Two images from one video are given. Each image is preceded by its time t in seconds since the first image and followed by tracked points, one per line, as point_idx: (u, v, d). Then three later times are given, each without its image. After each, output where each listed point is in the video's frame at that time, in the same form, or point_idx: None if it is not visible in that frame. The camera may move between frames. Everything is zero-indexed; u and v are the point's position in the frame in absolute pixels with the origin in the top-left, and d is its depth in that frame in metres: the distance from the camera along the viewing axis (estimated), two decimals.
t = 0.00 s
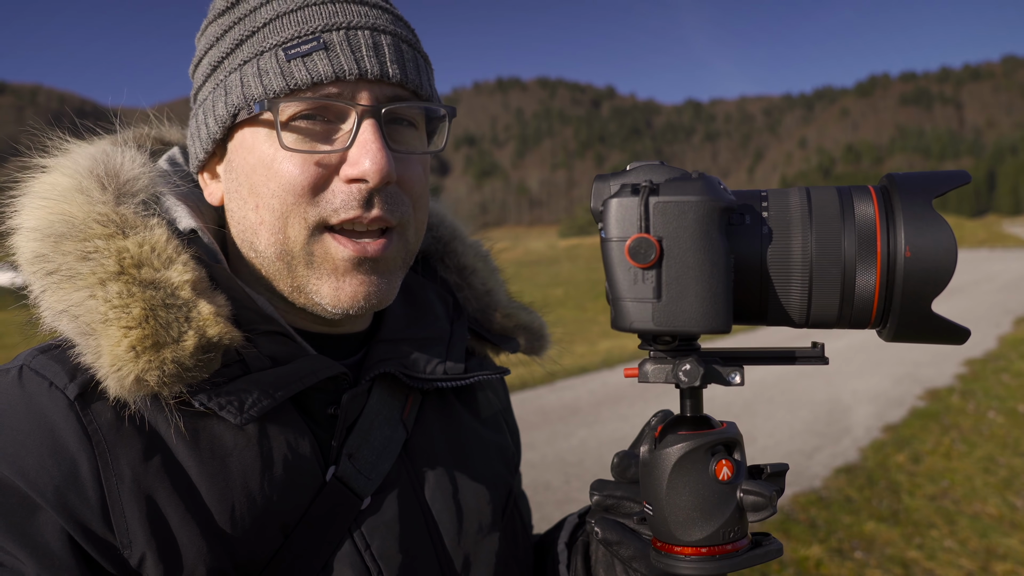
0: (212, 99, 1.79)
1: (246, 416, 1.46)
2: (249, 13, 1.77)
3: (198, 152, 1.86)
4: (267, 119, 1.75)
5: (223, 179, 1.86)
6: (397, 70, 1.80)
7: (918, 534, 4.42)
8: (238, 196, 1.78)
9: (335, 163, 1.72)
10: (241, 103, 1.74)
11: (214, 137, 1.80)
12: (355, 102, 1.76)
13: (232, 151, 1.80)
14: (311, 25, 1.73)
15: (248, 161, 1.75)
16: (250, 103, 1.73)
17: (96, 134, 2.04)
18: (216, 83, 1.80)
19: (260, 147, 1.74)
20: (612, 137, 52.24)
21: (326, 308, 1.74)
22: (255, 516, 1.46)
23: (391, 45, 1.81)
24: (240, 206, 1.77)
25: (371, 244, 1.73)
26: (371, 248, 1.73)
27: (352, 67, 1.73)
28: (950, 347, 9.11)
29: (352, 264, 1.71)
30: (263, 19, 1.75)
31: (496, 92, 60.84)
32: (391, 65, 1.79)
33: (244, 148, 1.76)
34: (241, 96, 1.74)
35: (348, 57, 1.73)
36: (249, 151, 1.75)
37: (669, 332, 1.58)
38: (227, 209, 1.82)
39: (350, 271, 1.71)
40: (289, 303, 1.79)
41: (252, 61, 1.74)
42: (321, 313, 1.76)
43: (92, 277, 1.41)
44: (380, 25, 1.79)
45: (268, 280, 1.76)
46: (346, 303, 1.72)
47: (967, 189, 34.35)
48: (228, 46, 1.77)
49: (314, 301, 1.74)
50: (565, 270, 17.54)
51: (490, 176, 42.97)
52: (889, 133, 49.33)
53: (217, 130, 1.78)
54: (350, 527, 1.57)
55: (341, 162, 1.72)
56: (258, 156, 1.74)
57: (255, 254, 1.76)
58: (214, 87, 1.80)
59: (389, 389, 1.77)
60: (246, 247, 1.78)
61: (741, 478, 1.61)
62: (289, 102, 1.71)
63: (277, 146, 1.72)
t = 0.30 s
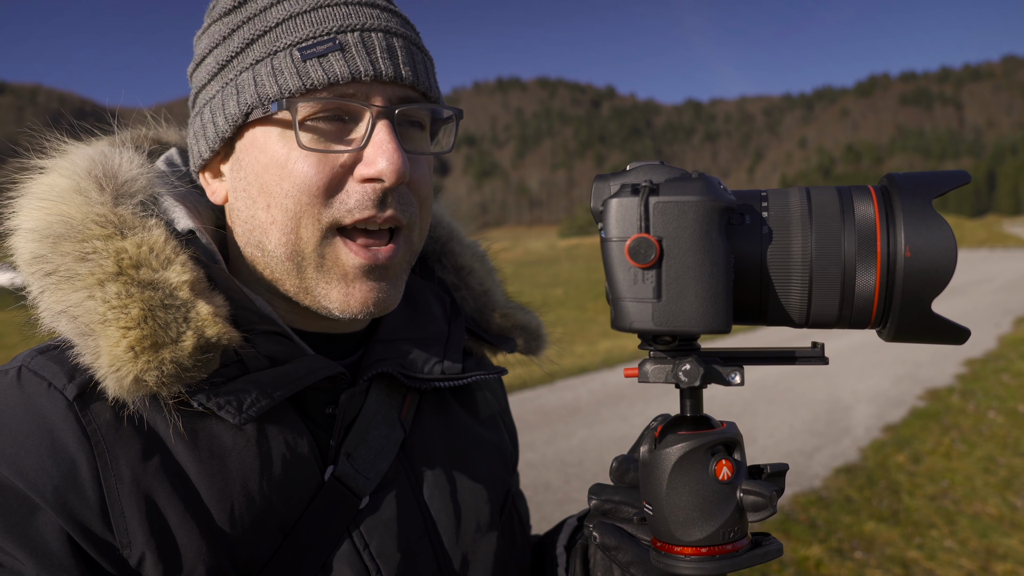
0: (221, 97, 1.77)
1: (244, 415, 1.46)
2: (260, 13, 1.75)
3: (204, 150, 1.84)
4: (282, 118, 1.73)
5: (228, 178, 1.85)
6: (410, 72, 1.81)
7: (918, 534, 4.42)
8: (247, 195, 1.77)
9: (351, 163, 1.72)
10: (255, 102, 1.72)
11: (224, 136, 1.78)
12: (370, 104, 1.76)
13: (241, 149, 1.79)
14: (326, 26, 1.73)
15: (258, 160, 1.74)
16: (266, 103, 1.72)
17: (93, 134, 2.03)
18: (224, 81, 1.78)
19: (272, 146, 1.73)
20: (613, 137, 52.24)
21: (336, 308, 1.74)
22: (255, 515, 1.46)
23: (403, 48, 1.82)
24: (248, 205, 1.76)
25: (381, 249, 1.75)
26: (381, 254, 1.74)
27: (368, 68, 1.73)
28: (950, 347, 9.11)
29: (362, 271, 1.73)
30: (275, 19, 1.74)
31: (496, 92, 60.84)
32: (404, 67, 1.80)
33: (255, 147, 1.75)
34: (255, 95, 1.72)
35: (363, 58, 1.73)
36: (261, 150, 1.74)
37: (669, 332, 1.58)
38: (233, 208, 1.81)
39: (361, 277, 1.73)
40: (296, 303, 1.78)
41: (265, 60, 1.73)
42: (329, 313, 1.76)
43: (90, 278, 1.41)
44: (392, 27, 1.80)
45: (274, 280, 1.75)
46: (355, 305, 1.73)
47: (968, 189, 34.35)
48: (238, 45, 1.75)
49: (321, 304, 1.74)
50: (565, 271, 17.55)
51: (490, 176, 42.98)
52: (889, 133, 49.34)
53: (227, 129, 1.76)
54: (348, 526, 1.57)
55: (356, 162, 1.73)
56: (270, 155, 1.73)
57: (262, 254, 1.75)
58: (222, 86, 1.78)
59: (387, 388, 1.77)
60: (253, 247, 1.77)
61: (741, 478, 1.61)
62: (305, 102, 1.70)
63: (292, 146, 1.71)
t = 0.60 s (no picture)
0: (224, 97, 1.75)
1: (240, 417, 1.46)
2: (263, 12, 1.73)
3: (204, 151, 1.81)
4: (292, 121, 1.73)
5: (229, 178, 1.84)
6: (416, 73, 1.84)
7: (918, 534, 4.42)
8: (253, 197, 1.76)
9: (361, 165, 1.73)
10: (265, 103, 1.71)
11: (228, 137, 1.76)
12: (379, 105, 1.78)
13: (246, 150, 1.78)
14: (335, 27, 1.73)
15: (266, 162, 1.74)
16: (276, 104, 1.70)
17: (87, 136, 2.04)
18: (226, 81, 1.75)
19: (281, 147, 1.72)
20: (613, 137, 52.24)
21: (343, 309, 1.75)
22: (252, 516, 1.46)
23: (409, 49, 1.84)
24: (254, 207, 1.76)
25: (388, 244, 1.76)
26: (389, 248, 1.75)
27: (378, 70, 1.75)
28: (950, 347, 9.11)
29: (372, 262, 1.73)
30: (280, 19, 1.73)
31: (496, 92, 60.86)
32: (411, 68, 1.83)
33: (262, 148, 1.74)
34: (264, 96, 1.71)
35: (373, 60, 1.75)
36: (268, 152, 1.73)
37: (669, 332, 1.58)
38: (237, 209, 1.80)
39: (371, 268, 1.73)
40: (301, 304, 1.77)
41: (273, 61, 1.72)
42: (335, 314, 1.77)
43: (84, 281, 1.41)
44: (398, 29, 1.82)
45: (280, 282, 1.74)
46: (363, 304, 1.74)
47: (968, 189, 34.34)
48: (242, 45, 1.73)
49: (331, 301, 1.74)
50: (565, 270, 17.55)
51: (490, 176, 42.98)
52: (889, 133, 49.34)
53: (232, 130, 1.74)
54: (348, 527, 1.57)
55: (366, 164, 1.74)
56: (278, 157, 1.72)
57: (268, 256, 1.74)
58: (225, 86, 1.75)
59: (385, 388, 1.77)
60: (258, 249, 1.76)
61: (741, 478, 1.61)
62: (318, 104, 1.71)
63: (301, 148, 1.71)
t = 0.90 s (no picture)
0: (191, 109, 1.80)
1: (245, 417, 1.46)
2: (224, 22, 1.76)
3: (183, 160, 1.87)
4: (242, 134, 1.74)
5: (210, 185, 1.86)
6: (366, 78, 1.76)
7: (918, 534, 4.42)
8: (219, 206, 1.78)
9: (307, 177, 1.70)
10: (213, 118, 1.74)
11: (195, 148, 1.81)
12: (324, 115, 1.73)
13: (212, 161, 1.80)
14: (278, 36, 1.71)
15: (226, 173, 1.75)
16: (221, 119, 1.73)
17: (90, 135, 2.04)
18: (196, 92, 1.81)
19: (237, 159, 1.73)
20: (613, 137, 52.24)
21: (305, 317, 1.75)
22: (255, 517, 1.46)
23: (362, 51, 1.76)
24: (221, 215, 1.78)
25: (347, 250, 1.71)
26: (346, 253, 1.71)
27: (318, 78, 1.70)
28: (950, 347, 9.11)
29: (328, 270, 1.71)
30: (236, 29, 1.74)
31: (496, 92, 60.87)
32: (359, 73, 1.75)
33: (222, 160, 1.76)
34: (214, 110, 1.74)
35: (313, 67, 1.70)
36: (227, 163, 1.75)
37: (668, 332, 1.58)
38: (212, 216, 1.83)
39: (328, 277, 1.71)
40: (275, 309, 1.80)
41: (224, 73, 1.73)
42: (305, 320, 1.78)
43: (89, 281, 1.41)
44: (349, 31, 1.75)
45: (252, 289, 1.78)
46: (325, 311, 1.73)
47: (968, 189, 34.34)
48: (205, 56, 1.77)
49: (295, 307, 1.75)
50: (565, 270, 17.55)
51: (490, 176, 42.98)
52: (889, 133, 49.33)
53: (196, 142, 1.79)
54: (349, 528, 1.57)
55: (313, 176, 1.70)
56: (235, 168, 1.73)
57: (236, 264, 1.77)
58: (194, 97, 1.81)
59: (387, 389, 1.77)
60: (230, 256, 1.79)
61: (741, 478, 1.61)
62: (257, 117, 1.71)
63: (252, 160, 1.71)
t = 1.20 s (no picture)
0: (209, 105, 1.77)
1: (240, 419, 1.46)
2: (246, 18, 1.74)
3: (195, 156, 1.84)
4: (270, 129, 1.73)
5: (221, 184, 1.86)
6: (398, 78, 1.80)
7: (918, 534, 4.42)
8: (240, 203, 1.77)
9: (339, 173, 1.71)
10: (243, 112, 1.72)
11: (213, 144, 1.78)
12: (358, 112, 1.75)
13: (232, 157, 1.80)
14: (311, 34, 1.72)
15: (249, 169, 1.75)
16: (252, 114, 1.72)
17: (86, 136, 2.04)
18: (212, 88, 1.78)
19: (262, 155, 1.73)
20: (613, 137, 52.25)
21: (331, 313, 1.76)
22: (253, 518, 1.46)
23: (392, 52, 1.80)
24: (241, 213, 1.77)
25: (376, 248, 1.73)
26: (376, 252, 1.73)
27: (355, 76, 1.72)
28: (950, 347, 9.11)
29: (358, 268, 1.72)
30: (262, 25, 1.73)
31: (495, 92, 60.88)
32: (392, 73, 1.79)
33: (245, 156, 1.76)
34: (243, 105, 1.72)
35: (350, 66, 1.72)
36: (250, 160, 1.75)
37: (668, 332, 1.58)
38: (228, 214, 1.82)
39: (357, 274, 1.72)
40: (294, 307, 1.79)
41: (251, 68, 1.72)
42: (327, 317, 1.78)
43: (82, 284, 1.41)
44: (380, 32, 1.79)
45: (269, 288, 1.76)
46: (353, 308, 1.73)
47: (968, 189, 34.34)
48: (225, 51, 1.75)
49: (320, 304, 1.74)
50: (565, 270, 17.54)
51: (490, 176, 42.98)
52: (889, 133, 49.33)
53: (216, 138, 1.77)
54: (348, 528, 1.57)
55: (345, 171, 1.72)
56: (260, 165, 1.73)
57: (257, 262, 1.76)
58: (211, 92, 1.78)
59: (385, 388, 1.77)
60: (247, 252, 1.77)
61: (741, 478, 1.61)
62: (291, 113, 1.70)
63: (280, 156, 1.72)
